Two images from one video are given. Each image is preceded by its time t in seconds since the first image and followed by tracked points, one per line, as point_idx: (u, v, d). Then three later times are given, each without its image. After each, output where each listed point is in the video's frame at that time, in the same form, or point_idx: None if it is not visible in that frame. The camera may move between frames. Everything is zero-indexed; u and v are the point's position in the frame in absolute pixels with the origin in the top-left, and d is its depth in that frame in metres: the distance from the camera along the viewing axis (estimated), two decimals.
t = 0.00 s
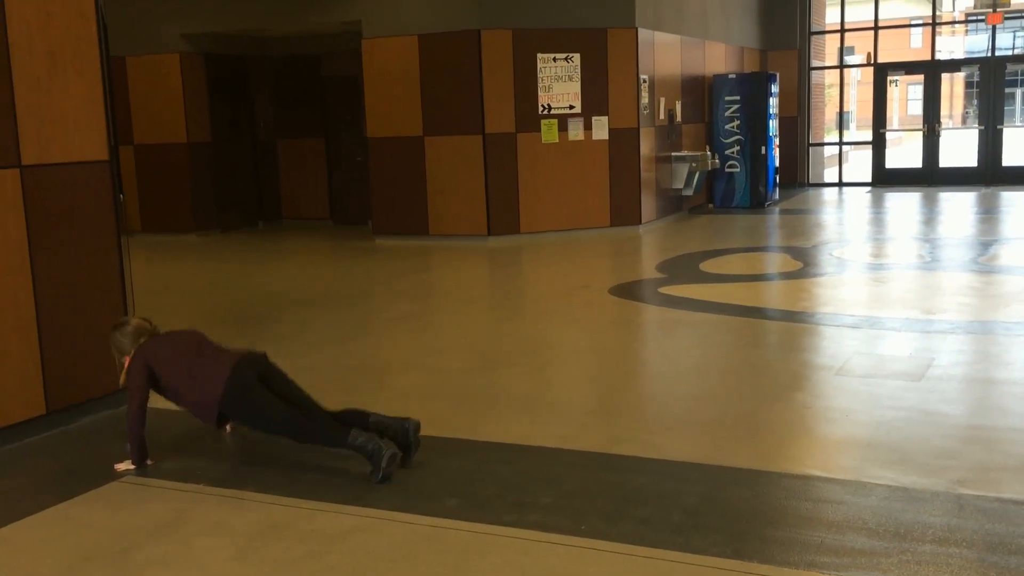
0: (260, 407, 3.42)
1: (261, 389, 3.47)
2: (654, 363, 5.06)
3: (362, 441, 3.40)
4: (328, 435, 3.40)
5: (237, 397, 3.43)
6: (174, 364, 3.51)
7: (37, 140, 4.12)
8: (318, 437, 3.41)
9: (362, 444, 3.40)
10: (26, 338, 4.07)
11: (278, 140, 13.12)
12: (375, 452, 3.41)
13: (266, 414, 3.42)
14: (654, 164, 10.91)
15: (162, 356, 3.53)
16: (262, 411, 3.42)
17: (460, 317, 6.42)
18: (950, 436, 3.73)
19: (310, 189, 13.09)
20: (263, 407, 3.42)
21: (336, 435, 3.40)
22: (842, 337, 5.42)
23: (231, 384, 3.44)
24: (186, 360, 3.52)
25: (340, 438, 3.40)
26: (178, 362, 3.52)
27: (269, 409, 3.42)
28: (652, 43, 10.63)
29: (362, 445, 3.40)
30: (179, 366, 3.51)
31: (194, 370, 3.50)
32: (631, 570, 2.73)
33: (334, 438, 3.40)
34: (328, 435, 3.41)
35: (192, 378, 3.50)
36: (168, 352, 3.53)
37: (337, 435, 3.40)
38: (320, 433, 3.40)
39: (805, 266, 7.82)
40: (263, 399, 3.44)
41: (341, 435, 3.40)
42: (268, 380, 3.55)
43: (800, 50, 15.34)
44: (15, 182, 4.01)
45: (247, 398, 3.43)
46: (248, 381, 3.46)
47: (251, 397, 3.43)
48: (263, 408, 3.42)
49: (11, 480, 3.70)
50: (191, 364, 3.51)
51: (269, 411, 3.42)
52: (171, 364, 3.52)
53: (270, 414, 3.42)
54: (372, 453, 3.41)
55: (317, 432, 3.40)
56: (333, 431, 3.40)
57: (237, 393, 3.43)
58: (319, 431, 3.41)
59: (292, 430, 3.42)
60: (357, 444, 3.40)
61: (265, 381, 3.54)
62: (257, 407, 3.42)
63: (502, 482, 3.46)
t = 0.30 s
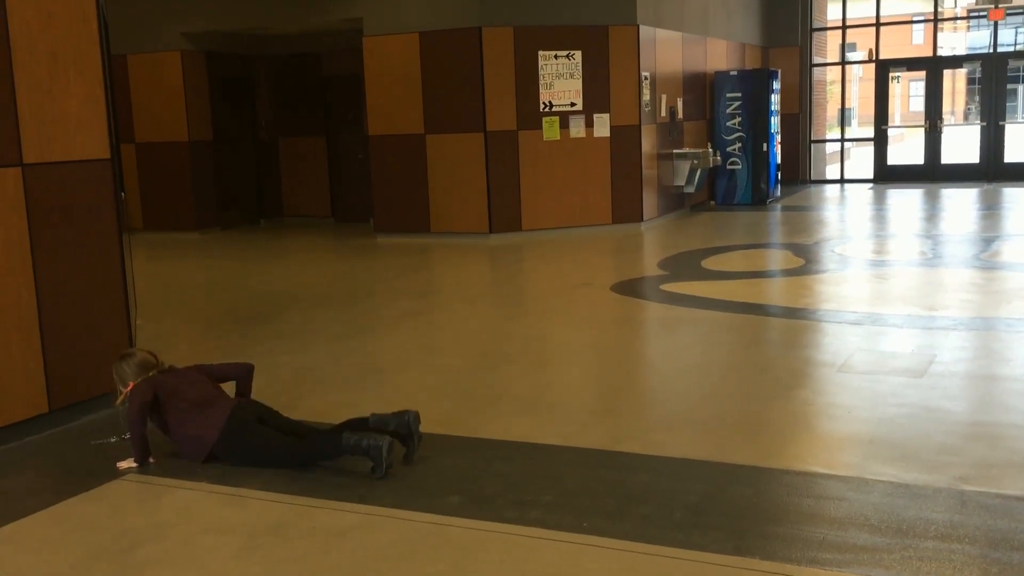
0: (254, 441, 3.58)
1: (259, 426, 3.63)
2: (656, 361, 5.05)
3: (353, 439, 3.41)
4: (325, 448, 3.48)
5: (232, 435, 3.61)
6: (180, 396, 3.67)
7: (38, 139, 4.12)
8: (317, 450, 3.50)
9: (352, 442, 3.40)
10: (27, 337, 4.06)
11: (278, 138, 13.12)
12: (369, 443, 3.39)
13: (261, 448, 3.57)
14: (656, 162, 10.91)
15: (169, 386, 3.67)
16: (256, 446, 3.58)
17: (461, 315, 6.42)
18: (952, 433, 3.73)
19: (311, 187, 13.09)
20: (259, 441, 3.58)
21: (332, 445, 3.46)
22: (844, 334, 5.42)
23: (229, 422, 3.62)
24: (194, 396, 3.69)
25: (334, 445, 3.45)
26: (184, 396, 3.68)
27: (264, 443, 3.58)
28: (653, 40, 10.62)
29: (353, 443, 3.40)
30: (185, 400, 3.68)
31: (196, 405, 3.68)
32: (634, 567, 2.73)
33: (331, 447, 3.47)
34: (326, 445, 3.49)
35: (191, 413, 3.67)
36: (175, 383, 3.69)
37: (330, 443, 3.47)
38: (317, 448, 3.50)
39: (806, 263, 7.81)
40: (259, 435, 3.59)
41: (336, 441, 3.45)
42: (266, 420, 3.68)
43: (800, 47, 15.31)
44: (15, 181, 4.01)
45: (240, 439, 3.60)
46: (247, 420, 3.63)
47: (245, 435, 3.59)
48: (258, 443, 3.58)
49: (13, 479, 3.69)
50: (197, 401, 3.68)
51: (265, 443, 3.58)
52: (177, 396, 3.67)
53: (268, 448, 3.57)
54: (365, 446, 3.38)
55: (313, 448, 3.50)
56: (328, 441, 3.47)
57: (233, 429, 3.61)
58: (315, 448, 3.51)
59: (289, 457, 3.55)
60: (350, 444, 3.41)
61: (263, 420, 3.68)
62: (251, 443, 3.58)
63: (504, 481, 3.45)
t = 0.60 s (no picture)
0: (251, 435, 3.65)
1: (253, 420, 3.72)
2: (656, 354, 5.05)
3: (338, 415, 3.42)
4: (318, 431, 3.51)
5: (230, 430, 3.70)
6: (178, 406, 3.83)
7: (37, 134, 4.11)
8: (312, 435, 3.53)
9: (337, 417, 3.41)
10: (27, 333, 4.07)
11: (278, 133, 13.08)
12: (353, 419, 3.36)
13: (259, 441, 3.63)
14: (655, 155, 10.89)
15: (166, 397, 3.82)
16: (253, 438, 3.64)
17: (462, 309, 6.42)
18: (952, 424, 3.73)
19: (311, 181, 13.09)
20: (256, 433, 3.65)
21: (323, 426, 3.48)
22: (844, 326, 5.42)
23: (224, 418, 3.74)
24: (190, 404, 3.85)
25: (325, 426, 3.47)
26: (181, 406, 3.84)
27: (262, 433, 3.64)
28: (652, 33, 10.59)
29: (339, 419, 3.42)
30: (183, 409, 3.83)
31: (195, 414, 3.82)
32: (635, 559, 2.73)
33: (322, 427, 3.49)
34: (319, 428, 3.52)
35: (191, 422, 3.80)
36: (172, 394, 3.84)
37: (321, 425, 3.49)
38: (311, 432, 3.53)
39: (807, 255, 7.80)
40: (254, 427, 3.68)
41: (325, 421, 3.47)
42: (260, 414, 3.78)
43: (799, 39, 15.27)
44: (14, 177, 4.01)
45: (238, 432, 3.68)
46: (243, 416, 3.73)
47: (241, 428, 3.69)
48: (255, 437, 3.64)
49: (15, 474, 3.70)
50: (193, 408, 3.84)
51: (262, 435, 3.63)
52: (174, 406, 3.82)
53: (264, 440, 3.62)
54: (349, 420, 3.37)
55: (306, 433, 3.53)
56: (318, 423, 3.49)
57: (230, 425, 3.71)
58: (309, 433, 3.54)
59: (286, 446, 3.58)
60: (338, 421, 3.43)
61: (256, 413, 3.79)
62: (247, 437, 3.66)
63: (505, 474, 3.45)
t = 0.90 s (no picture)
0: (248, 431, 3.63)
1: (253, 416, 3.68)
2: (654, 349, 5.05)
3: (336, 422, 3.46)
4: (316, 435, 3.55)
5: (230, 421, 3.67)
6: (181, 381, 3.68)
7: (33, 130, 4.11)
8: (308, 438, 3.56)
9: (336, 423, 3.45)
10: (24, 330, 4.06)
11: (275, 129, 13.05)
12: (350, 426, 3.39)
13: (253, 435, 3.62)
14: (652, 149, 10.89)
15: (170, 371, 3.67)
16: (249, 434, 3.63)
17: (460, 305, 6.42)
18: (949, 417, 3.73)
19: (308, 178, 13.07)
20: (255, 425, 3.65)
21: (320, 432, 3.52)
22: (842, 320, 5.43)
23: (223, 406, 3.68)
24: (194, 379, 3.69)
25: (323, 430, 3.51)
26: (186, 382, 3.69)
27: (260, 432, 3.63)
28: (649, 28, 10.59)
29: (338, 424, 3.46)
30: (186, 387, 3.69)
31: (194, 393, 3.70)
32: (634, 554, 2.73)
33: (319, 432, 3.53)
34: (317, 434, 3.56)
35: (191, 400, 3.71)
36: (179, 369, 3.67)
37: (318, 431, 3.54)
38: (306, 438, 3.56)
39: (804, 250, 7.81)
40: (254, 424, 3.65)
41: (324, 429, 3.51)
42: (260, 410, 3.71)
43: (796, 33, 15.26)
44: (10, 174, 4.00)
45: (234, 429, 3.65)
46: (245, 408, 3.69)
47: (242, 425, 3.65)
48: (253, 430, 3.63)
49: (13, 471, 3.70)
50: (201, 384, 3.70)
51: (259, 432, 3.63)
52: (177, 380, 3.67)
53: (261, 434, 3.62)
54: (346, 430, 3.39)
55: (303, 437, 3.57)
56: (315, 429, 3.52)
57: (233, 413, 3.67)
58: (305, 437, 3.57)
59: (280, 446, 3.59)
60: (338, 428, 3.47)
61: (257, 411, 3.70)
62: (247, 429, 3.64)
63: (503, 469, 3.46)
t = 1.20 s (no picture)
0: (244, 323, 3.32)
1: (251, 310, 3.38)
2: (648, 346, 5.05)
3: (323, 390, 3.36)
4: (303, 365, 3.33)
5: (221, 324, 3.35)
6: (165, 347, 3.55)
7: (26, 130, 4.10)
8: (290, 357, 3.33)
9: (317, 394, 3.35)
10: (17, 330, 4.05)
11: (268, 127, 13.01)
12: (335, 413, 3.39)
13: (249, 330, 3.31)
14: (646, 147, 10.89)
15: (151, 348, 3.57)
16: (240, 324, 3.30)
17: (454, 303, 6.41)
18: (942, 414, 3.74)
19: (302, 176, 13.05)
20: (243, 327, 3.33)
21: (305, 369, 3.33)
22: (836, 316, 5.44)
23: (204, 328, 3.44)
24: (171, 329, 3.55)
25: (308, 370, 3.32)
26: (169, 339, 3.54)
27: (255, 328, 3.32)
28: (642, 25, 10.58)
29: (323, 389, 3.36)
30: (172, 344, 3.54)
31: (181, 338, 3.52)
32: (629, 551, 2.74)
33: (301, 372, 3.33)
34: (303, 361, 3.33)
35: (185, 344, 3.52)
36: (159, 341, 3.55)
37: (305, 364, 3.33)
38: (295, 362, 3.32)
39: (798, 247, 7.82)
40: (240, 314, 3.34)
41: (310, 378, 3.30)
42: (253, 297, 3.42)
43: (790, 30, 15.26)
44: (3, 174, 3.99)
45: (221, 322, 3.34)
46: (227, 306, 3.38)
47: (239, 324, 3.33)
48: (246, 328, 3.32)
49: (7, 471, 3.69)
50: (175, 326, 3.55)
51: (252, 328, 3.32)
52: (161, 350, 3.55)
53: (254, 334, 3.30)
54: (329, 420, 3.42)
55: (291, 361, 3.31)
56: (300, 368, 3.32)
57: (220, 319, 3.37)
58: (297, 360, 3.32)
59: (269, 349, 3.28)
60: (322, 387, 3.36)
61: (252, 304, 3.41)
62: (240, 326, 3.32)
63: (499, 467, 3.45)
